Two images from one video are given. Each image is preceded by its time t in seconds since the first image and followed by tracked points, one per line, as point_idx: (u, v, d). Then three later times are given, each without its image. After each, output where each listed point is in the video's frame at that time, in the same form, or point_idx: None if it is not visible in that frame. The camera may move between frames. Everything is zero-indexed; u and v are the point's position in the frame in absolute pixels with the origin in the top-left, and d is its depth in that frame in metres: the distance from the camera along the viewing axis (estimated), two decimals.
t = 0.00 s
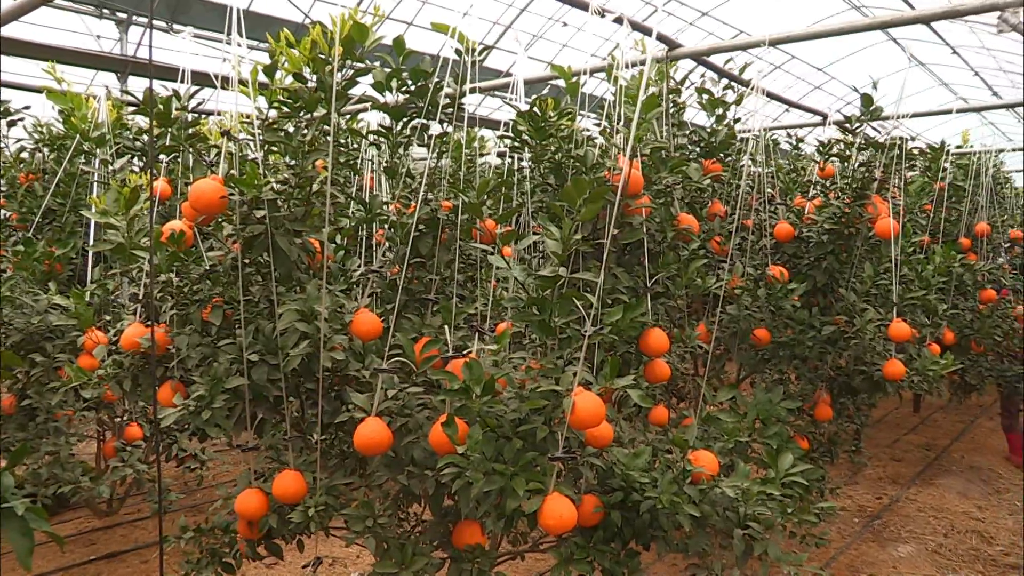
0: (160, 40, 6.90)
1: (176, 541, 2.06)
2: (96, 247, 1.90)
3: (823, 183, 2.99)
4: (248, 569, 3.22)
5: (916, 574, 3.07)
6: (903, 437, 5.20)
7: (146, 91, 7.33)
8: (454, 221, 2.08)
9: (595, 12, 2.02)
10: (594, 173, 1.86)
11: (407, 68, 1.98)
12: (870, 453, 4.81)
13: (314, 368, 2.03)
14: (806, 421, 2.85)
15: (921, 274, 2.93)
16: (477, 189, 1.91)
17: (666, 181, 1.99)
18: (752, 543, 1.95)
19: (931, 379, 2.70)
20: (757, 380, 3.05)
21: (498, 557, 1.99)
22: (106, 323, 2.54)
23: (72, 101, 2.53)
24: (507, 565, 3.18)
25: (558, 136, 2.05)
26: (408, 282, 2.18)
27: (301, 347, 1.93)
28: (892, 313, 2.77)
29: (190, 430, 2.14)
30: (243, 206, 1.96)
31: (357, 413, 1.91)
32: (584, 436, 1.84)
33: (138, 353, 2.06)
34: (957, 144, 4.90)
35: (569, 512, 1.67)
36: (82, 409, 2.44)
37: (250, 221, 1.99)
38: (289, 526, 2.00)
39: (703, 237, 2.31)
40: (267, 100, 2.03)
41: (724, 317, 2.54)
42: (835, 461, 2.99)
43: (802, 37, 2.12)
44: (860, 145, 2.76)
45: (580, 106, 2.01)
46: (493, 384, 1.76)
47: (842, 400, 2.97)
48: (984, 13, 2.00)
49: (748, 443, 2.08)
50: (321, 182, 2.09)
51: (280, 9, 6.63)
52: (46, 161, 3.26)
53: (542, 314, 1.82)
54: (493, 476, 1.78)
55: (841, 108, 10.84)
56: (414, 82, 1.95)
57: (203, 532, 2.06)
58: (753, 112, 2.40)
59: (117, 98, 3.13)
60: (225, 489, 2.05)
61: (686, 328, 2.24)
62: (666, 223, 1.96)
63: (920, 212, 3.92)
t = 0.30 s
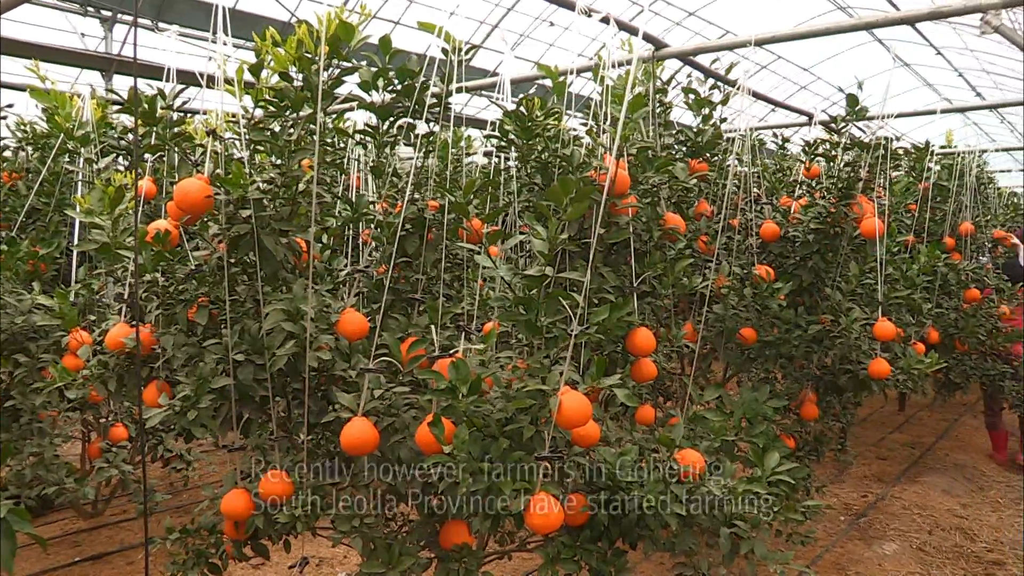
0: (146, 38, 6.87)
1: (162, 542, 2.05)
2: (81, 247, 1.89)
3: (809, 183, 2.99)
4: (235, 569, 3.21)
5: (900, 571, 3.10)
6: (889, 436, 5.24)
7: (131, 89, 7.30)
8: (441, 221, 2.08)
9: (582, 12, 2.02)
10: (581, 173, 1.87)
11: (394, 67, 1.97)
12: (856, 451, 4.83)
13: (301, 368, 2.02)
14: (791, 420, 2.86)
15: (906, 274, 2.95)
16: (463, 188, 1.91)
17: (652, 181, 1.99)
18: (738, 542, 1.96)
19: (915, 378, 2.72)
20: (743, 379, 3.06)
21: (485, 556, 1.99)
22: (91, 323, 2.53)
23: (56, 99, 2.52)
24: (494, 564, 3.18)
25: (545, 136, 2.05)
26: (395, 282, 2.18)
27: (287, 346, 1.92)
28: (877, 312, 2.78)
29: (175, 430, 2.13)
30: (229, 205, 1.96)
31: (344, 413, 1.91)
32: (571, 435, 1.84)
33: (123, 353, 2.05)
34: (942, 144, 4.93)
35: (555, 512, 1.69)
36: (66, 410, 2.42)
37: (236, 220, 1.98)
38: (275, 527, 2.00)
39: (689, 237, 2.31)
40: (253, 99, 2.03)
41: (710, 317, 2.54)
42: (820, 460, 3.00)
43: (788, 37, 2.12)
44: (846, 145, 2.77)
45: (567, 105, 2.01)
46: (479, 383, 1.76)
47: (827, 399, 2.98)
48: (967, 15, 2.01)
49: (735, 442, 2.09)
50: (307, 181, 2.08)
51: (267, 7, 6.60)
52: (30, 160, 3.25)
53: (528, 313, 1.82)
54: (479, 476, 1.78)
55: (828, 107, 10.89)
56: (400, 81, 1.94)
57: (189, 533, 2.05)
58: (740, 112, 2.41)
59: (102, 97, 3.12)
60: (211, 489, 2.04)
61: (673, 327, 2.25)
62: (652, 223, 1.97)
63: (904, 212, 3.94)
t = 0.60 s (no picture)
0: (130, 37, 6.83)
1: (147, 543, 2.04)
2: (64, 246, 1.88)
3: (794, 183, 3.01)
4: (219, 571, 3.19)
5: (885, 569, 3.11)
6: (874, 434, 5.27)
7: (116, 88, 7.25)
8: (427, 220, 2.07)
9: (568, 11, 2.02)
10: (566, 172, 1.87)
11: (380, 67, 1.97)
12: (842, 450, 4.85)
13: (286, 368, 2.02)
14: (777, 420, 2.87)
15: (890, 273, 2.96)
16: (449, 188, 1.90)
17: (638, 180, 1.99)
18: (725, 540, 1.96)
19: (900, 376, 2.73)
20: (729, 378, 3.07)
21: (472, 556, 1.99)
22: (76, 323, 2.52)
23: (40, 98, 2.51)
24: (480, 564, 3.18)
25: (531, 135, 2.05)
26: (381, 282, 2.18)
27: (272, 346, 1.92)
28: (862, 311, 2.80)
29: (160, 431, 2.12)
30: (214, 204, 1.95)
31: (330, 413, 1.91)
32: (557, 435, 1.84)
33: (107, 353, 2.04)
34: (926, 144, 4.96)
35: (541, 514, 1.71)
36: (50, 411, 2.41)
37: (221, 219, 1.98)
38: (261, 527, 1.99)
39: (674, 236, 2.32)
40: (238, 99, 2.02)
41: (696, 316, 2.55)
42: (806, 458, 3.01)
43: (773, 37, 2.13)
44: (831, 145, 2.79)
45: (553, 105, 2.01)
46: (465, 383, 1.75)
47: (813, 398, 2.99)
48: (948, 17, 2.02)
49: (722, 441, 2.09)
50: (293, 181, 2.08)
51: (252, 6, 6.58)
52: (12, 159, 3.25)
53: (514, 313, 1.82)
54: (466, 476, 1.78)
55: (814, 108, 10.96)
56: (386, 81, 1.94)
57: (175, 534, 2.04)
58: (724, 112, 2.41)
59: (87, 96, 3.12)
60: (196, 490, 2.03)
61: (659, 326, 2.25)
62: (638, 223, 1.97)
63: (889, 212, 3.97)
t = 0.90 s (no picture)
0: (111, 35, 6.79)
1: (130, 545, 2.03)
2: (46, 246, 1.87)
3: (778, 182, 3.02)
4: (203, 572, 3.18)
5: (868, 567, 3.13)
6: (858, 433, 5.29)
7: (98, 87, 7.20)
8: (412, 220, 2.07)
9: (552, 12, 2.02)
10: (551, 172, 1.87)
11: (364, 66, 1.96)
12: (825, 449, 4.88)
13: (270, 368, 2.01)
14: (761, 419, 2.88)
15: (873, 273, 2.98)
16: (434, 187, 1.90)
17: (623, 180, 2.00)
18: (709, 539, 1.97)
19: (884, 375, 2.74)
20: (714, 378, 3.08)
21: (457, 556, 1.99)
22: (57, 324, 2.51)
23: (20, 96, 2.49)
24: (465, 564, 3.18)
25: (516, 135, 2.05)
26: (365, 282, 2.17)
27: (257, 347, 1.91)
28: (845, 310, 2.82)
29: (144, 432, 2.11)
30: (197, 204, 1.95)
31: (314, 413, 1.90)
32: (542, 435, 1.83)
33: (90, 353, 2.03)
34: (908, 144, 4.97)
35: (526, 514, 1.70)
36: (32, 413, 2.39)
37: (205, 219, 1.97)
38: (246, 528, 1.98)
39: (659, 236, 2.32)
40: (222, 98, 2.01)
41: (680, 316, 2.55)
42: (790, 457, 3.03)
43: (757, 38, 2.13)
44: (814, 145, 2.80)
45: (537, 105, 2.01)
46: (450, 383, 1.75)
47: (798, 397, 3.01)
48: (929, 18, 2.03)
49: (706, 440, 2.10)
50: (277, 181, 2.07)
51: (235, 5, 6.55)
52: None
53: (499, 313, 1.81)
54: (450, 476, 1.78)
55: (799, 108, 11.01)
56: (371, 80, 1.94)
57: (158, 536, 2.03)
58: (709, 112, 2.42)
59: (67, 95, 3.10)
60: (179, 491, 2.02)
61: (644, 326, 2.26)
62: (623, 222, 1.97)
63: (872, 212, 3.99)
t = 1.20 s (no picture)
0: (92, 34, 6.74)
1: (114, 546, 2.02)
2: (28, 247, 1.85)
3: (763, 183, 3.02)
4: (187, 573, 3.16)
5: (853, 565, 3.15)
6: (841, 432, 5.31)
7: (80, 86, 7.14)
8: (396, 220, 2.06)
9: (537, 11, 2.02)
10: (536, 172, 1.87)
11: (348, 65, 1.96)
12: (810, 448, 4.90)
13: (254, 368, 2.00)
14: (745, 418, 2.89)
15: (857, 272, 2.99)
16: (419, 187, 1.90)
17: (607, 180, 2.00)
18: (694, 538, 1.98)
19: (867, 374, 2.74)
20: (698, 377, 3.09)
21: (442, 557, 1.99)
22: (39, 324, 2.49)
23: None
24: (451, 564, 3.18)
25: (500, 135, 2.05)
26: (350, 282, 2.17)
27: (241, 347, 1.90)
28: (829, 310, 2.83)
29: (128, 433, 2.10)
30: (181, 203, 1.94)
31: (299, 413, 1.90)
32: (526, 434, 1.83)
33: (73, 354, 2.02)
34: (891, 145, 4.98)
35: (510, 513, 1.70)
36: (15, 414, 2.37)
37: (189, 219, 1.96)
38: (231, 529, 1.98)
39: (644, 236, 2.33)
40: (206, 97, 2.00)
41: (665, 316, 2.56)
42: (774, 456, 3.03)
43: (740, 39, 2.14)
44: (798, 145, 2.81)
45: (522, 105, 2.01)
46: (434, 383, 1.74)
47: (782, 395, 3.02)
48: (912, 20, 2.03)
49: (691, 439, 2.11)
50: (261, 180, 2.06)
51: (219, 3, 6.51)
52: None
53: (483, 312, 1.81)
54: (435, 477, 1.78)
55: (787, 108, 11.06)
56: (355, 80, 1.94)
57: (142, 537, 2.02)
58: (694, 112, 2.42)
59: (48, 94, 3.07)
60: (164, 492, 2.01)
61: (629, 325, 2.26)
62: (607, 222, 1.98)
63: (855, 212, 4.00)
